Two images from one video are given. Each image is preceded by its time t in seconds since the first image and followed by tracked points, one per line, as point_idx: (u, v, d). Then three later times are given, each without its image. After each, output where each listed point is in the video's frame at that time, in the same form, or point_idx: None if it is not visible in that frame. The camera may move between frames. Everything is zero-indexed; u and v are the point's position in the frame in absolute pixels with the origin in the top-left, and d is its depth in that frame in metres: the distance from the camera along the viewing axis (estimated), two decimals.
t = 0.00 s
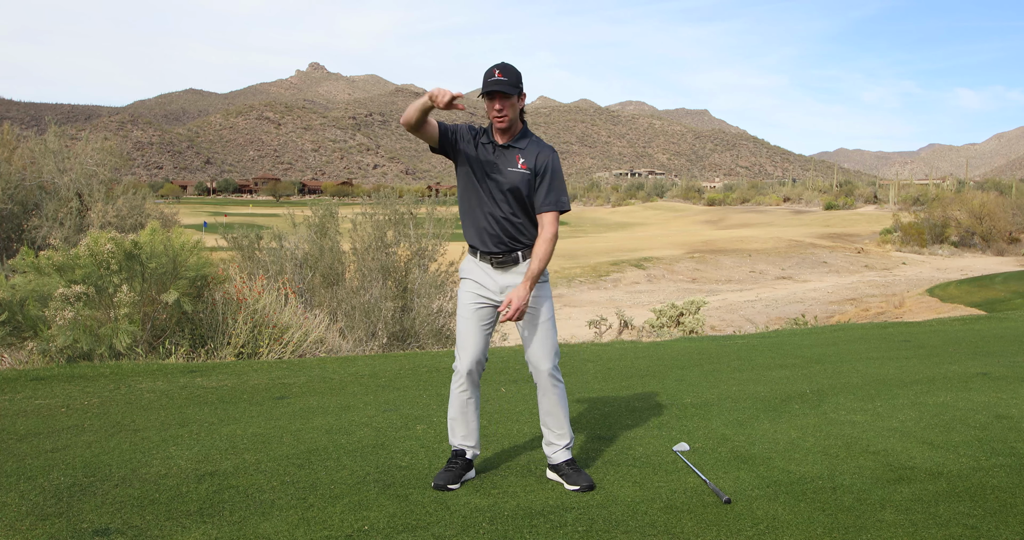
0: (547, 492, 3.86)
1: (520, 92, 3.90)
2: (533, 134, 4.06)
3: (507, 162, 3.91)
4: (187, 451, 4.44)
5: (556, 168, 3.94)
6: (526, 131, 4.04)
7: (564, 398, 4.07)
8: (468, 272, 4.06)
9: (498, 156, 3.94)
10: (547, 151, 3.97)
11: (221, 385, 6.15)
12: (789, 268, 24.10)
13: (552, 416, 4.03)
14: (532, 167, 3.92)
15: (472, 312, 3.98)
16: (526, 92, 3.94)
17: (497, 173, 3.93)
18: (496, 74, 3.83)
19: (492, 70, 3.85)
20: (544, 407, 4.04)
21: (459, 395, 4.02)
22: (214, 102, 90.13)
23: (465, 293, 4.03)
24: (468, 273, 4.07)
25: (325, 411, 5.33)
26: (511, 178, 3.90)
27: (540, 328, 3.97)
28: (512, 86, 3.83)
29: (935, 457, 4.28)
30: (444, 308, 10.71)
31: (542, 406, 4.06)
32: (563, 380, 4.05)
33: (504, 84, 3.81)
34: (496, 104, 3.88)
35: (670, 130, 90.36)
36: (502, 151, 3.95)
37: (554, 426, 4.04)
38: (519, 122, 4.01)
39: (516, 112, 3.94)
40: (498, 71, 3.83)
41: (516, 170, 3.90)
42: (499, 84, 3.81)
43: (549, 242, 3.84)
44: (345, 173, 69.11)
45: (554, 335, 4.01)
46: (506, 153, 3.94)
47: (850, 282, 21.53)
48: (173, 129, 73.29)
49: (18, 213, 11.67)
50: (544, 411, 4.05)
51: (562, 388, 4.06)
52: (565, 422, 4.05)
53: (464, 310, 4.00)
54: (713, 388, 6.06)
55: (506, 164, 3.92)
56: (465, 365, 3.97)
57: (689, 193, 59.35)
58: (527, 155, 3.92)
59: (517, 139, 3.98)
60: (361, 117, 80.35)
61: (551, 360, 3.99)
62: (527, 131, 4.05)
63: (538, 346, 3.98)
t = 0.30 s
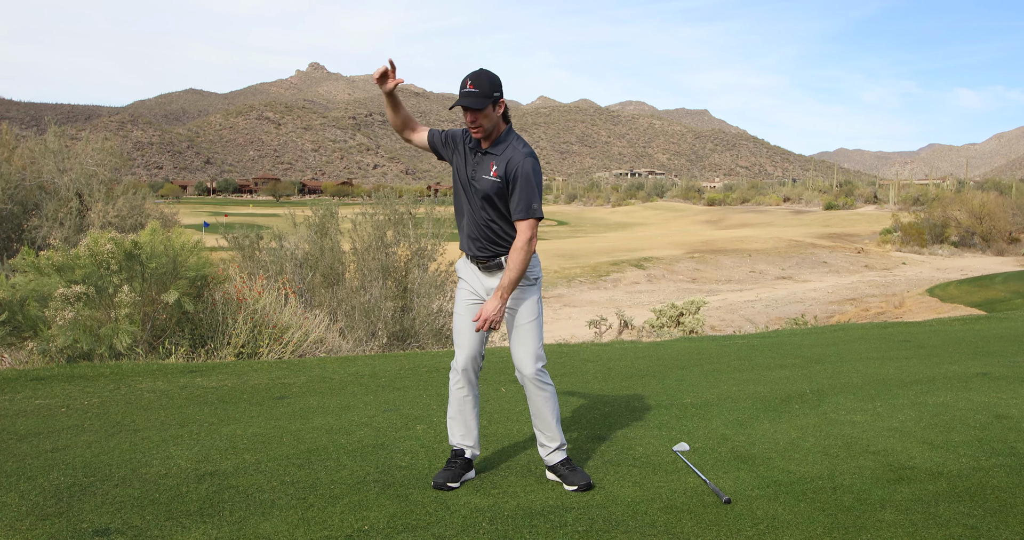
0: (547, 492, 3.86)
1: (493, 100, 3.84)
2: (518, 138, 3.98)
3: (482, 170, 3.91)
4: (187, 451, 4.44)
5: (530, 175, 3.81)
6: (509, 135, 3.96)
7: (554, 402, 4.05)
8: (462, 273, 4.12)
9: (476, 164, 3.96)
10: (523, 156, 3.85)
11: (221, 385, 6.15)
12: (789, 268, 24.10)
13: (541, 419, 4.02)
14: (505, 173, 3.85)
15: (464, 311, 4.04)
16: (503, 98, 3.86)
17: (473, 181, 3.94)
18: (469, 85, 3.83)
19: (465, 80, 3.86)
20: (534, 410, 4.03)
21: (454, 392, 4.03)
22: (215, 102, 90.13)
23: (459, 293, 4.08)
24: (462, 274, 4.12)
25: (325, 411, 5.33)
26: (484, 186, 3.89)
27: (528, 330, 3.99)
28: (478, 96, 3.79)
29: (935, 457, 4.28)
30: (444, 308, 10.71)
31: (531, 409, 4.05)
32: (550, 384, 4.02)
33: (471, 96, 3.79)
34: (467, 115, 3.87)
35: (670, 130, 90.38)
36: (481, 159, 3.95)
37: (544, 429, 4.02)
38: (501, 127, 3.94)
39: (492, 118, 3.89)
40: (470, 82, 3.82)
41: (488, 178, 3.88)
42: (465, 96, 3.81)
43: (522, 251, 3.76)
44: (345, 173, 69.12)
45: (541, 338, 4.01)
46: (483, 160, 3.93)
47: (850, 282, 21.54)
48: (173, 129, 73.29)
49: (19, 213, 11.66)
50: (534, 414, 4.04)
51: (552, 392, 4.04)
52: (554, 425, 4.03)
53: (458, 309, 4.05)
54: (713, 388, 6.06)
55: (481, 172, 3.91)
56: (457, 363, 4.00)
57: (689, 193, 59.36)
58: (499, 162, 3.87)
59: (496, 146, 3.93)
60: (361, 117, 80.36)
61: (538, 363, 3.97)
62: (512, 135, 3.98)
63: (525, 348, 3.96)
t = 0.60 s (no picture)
0: (547, 492, 3.86)
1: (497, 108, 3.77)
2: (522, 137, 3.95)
3: (503, 178, 3.85)
4: (186, 451, 4.44)
5: (554, 169, 3.84)
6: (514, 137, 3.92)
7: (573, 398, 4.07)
8: (482, 279, 4.08)
9: (494, 175, 3.88)
10: (540, 153, 3.85)
11: (221, 385, 6.15)
12: (789, 268, 24.10)
13: (556, 415, 4.02)
14: (529, 174, 3.83)
15: (488, 313, 4.01)
16: (504, 104, 3.80)
17: (497, 192, 3.87)
18: (470, 101, 3.74)
19: (464, 98, 3.76)
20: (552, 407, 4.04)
21: (473, 395, 4.01)
22: (215, 102, 90.17)
23: (482, 296, 4.04)
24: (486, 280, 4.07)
25: (325, 411, 5.33)
26: (512, 193, 3.85)
27: (557, 323, 3.99)
28: (486, 110, 3.71)
29: (935, 457, 4.28)
30: (444, 307, 10.70)
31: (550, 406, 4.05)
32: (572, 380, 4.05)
33: (478, 111, 3.71)
34: (475, 132, 3.77)
35: (670, 130, 90.38)
36: (497, 169, 3.87)
37: (557, 426, 4.03)
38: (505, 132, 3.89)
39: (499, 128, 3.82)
40: (470, 98, 3.73)
41: (513, 184, 3.83)
42: (473, 113, 3.72)
43: (558, 244, 3.84)
44: (345, 173, 69.11)
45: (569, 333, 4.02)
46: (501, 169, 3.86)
47: (850, 282, 21.54)
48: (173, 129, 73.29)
49: (19, 213, 11.66)
50: (549, 411, 4.05)
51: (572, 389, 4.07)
52: (568, 423, 4.04)
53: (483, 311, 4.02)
54: (713, 388, 6.06)
55: (503, 181, 3.85)
56: (483, 367, 3.97)
57: (689, 193, 59.37)
58: (520, 166, 3.82)
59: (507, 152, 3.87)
60: (361, 117, 80.37)
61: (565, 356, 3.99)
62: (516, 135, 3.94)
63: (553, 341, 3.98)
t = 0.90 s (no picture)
0: (547, 492, 3.86)
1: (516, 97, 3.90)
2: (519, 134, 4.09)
3: (541, 161, 3.90)
4: (186, 451, 4.44)
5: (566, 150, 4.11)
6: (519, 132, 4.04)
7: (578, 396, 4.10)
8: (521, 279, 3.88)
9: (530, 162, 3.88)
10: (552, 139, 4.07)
11: (220, 384, 6.15)
12: (789, 268, 24.10)
13: (562, 413, 4.03)
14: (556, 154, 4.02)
15: (524, 320, 3.87)
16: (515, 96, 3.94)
17: (539, 175, 3.88)
18: (497, 91, 3.78)
19: (492, 88, 3.78)
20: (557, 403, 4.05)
21: (497, 399, 3.97)
22: (215, 102, 90.17)
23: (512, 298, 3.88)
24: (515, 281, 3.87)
25: (325, 411, 5.33)
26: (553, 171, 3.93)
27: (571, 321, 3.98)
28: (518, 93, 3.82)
29: (935, 457, 4.28)
30: (444, 307, 10.69)
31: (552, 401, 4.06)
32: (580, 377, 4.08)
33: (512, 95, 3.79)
34: (511, 118, 3.79)
35: (670, 130, 90.40)
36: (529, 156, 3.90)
37: (562, 423, 4.04)
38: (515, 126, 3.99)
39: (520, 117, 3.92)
40: (499, 87, 3.78)
41: (551, 164, 3.93)
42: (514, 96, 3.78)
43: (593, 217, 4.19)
44: (345, 174, 69.10)
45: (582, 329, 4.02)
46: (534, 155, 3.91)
47: (850, 282, 21.54)
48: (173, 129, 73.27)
49: (19, 213, 11.66)
50: (556, 407, 4.05)
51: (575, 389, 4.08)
52: (574, 418, 4.06)
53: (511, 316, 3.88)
54: (714, 388, 6.06)
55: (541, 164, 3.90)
56: (515, 375, 3.91)
57: (689, 193, 59.38)
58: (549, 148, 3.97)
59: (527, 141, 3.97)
60: (361, 117, 80.38)
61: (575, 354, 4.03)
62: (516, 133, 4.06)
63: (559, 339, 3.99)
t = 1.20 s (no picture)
0: (547, 492, 3.86)
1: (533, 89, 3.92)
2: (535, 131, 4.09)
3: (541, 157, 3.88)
4: (186, 451, 4.44)
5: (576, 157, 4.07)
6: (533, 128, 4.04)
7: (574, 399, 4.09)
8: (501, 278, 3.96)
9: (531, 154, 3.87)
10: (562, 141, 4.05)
11: (220, 384, 6.15)
12: (789, 268, 24.10)
13: (560, 414, 4.04)
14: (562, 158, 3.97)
15: (497, 315, 3.94)
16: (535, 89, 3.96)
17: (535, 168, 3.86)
18: (512, 74, 3.82)
19: (508, 71, 3.81)
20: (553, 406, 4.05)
21: (475, 396, 3.98)
22: (215, 102, 90.19)
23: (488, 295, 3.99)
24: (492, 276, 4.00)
25: (325, 411, 5.33)
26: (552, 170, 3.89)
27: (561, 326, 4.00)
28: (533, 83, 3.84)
29: (935, 457, 4.28)
30: (444, 307, 10.69)
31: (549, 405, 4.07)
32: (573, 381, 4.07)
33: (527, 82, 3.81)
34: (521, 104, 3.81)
35: (670, 130, 90.42)
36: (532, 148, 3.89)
37: (558, 425, 4.04)
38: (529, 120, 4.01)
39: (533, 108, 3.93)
40: (514, 71, 3.82)
41: (553, 165, 3.90)
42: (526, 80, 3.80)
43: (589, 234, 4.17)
44: (345, 173, 69.11)
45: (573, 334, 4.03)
46: (536, 149, 3.89)
47: (850, 282, 21.54)
48: (173, 129, 73.24)
49: (18, 213, 11.65)
50: (552, 409, 4.06)
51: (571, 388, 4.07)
52: (571, 421, 4.06)
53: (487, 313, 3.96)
54: (714, 388, 6.06)
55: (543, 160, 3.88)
56: (488, 368, 3.95)
57: (689, 193, 59.39)
58: (555, 149, 3.94)
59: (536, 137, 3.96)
60: (361, 117, 80.38)
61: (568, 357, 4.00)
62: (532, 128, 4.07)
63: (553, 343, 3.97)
